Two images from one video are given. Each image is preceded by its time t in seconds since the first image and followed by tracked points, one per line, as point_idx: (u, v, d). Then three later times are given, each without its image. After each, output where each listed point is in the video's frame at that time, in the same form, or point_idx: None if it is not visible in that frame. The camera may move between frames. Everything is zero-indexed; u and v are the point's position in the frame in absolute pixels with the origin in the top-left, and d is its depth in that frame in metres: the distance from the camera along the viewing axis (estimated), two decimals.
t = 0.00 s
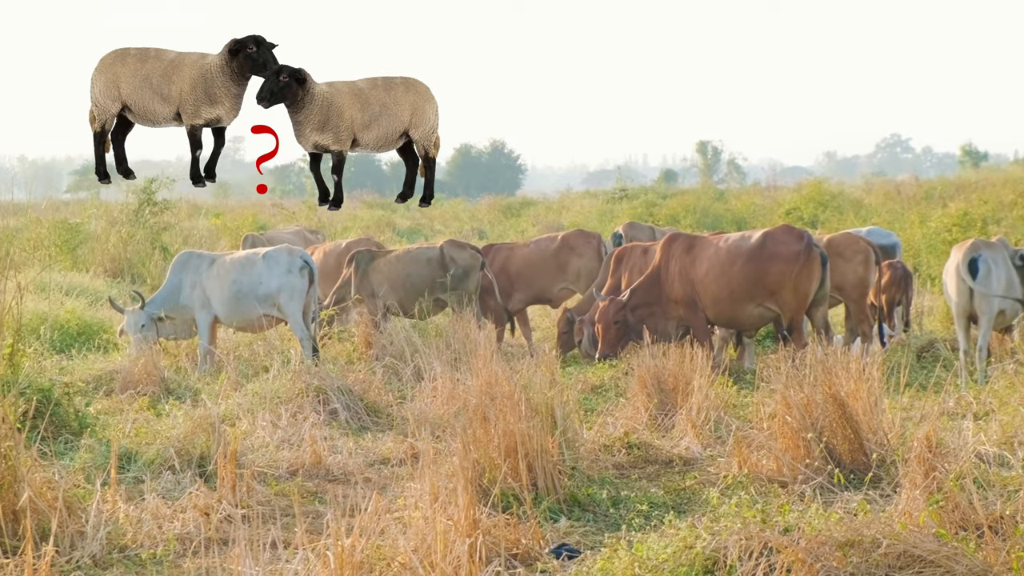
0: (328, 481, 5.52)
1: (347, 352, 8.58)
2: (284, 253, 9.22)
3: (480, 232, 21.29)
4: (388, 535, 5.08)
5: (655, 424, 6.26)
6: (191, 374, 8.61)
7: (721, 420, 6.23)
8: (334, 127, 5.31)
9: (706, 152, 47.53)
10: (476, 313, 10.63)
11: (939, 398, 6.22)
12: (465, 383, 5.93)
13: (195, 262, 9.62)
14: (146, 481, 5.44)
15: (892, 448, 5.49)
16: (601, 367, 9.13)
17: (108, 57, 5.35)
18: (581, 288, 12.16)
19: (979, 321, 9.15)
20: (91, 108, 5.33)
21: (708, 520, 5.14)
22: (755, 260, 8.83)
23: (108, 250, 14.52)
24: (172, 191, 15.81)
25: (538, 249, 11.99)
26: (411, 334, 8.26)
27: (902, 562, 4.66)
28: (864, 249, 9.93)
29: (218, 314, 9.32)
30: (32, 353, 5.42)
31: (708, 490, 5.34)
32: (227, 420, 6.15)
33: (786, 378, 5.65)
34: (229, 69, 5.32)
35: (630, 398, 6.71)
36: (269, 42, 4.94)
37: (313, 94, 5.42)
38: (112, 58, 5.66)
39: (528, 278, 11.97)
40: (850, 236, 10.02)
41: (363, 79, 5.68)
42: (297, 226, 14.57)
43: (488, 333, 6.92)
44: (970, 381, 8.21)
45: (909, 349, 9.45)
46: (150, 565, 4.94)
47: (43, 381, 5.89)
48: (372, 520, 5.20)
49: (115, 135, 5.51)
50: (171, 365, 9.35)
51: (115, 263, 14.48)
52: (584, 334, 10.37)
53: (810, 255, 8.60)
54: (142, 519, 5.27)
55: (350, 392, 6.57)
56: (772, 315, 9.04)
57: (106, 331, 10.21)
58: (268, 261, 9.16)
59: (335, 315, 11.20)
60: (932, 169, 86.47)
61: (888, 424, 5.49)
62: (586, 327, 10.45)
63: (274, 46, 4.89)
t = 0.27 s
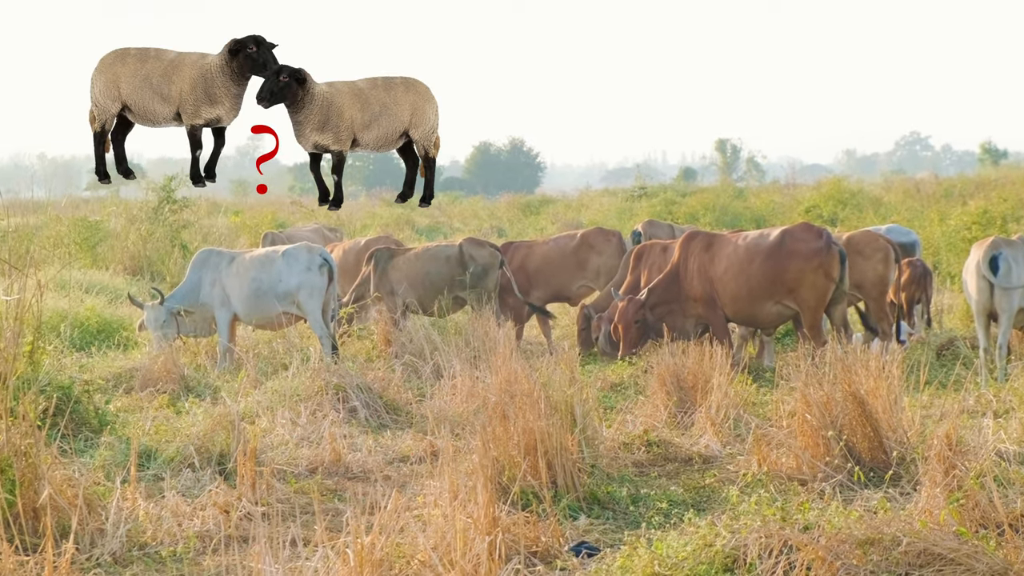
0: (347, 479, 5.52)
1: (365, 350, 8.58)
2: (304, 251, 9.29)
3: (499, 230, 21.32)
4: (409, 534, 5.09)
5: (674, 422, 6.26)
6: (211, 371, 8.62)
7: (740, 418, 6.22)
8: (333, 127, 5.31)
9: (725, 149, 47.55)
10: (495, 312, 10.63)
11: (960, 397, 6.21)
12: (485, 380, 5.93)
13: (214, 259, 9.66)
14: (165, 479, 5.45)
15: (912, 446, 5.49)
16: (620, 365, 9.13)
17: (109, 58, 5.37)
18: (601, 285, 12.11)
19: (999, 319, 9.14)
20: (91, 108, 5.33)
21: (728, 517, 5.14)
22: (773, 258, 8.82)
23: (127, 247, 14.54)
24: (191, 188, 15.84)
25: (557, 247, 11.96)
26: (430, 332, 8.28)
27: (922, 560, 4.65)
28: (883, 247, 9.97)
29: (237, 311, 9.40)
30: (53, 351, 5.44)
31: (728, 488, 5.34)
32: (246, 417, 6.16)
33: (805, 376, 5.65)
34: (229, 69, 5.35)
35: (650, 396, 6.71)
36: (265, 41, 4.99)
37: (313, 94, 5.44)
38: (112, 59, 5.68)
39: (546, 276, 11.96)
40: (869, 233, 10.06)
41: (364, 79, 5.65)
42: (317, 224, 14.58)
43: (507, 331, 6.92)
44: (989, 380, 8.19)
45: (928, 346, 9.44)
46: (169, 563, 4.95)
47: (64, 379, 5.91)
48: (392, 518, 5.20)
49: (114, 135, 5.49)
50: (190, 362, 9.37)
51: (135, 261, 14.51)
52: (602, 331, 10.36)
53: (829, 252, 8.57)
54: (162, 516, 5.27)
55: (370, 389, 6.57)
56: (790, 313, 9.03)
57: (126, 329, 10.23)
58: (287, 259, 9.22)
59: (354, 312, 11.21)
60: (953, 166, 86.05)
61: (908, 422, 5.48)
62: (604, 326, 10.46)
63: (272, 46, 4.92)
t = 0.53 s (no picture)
0: (366, 477, 5.52)
1: (383, 348, 8.61)
2: (322, 248, 9.29)
3: (518, 228, 21.34)
4: (429, 532, 5.10)
5: (692, 420, 6.26)
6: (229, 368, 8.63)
7: (759, 415, 6.22)
8: (334, 128, 5.34)
9: (745, 147, 47.52)
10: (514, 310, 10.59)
11: (980, 394, 6.20)
12: (503, 377, 5.93)
13: (234, 256, 9.69)
14: (183, 476, 5.45)
15: (930, 443, 5.48)
16: (638, 362, 9.14)
17: (108, 58, 5.40)
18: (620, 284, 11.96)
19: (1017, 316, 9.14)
20: (91, 109, 5.39)
21: (747, 515, 5.15)
22: (791, 255, 8.82)
23: (146, 245, 14.57)
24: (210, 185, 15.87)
25: (575, 244, 11.87)
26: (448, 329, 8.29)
27: (941, 557, 4.65)
28: (902, 244, 10.27)
29: (255, 308, 9.42)
30: (71, 348, 5.45)
31: (746, 485, 5.34)
32: (265, 415, 6.17)
33: (824, 373, 5.65)
34: (229, 68, 5.37)
35: (668, 394, 6.71)
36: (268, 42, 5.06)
37: (313, 94, 5.47)
38: (112, 59, 5.72)
39: (564, 273, 11.88)
40: (888, 232, 10.39)
41: (363, 79, 5.69)
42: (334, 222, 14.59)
43: (527, 328, 6.92)
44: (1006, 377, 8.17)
45: (945, 344, 9.43)
46: (189, 560, 4.96)
47: (82, 376, 5.93)
48: (410, 515, 5.21)
49: (114, 135, 5.54)
50: (210, 359, 9.42)
51: (153, 259, 14.52)
52: (620, 329, 10.36)
53: (846, 249, 8.61)
54: (181, 513, 5.28)
55: (388, 386, 6.57)
56: (808, 310, 9.04)
57: (144, 326, 10.22)
58: (306, 256, 9.23)
59: (372, 309, 11.22)
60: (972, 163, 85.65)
61: (926, 420, 5.48)
62: (621, 323, 10.44)
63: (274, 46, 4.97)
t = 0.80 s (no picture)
0: (383, 474, 5.53)
1: (400, 346, 8.62)
2: (340, 246, 9.34)
3: (534, 225, 21.37)
4: (447, 529, 5.10)
5: (709, 417, 6.26)
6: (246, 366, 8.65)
7: (776, 413, 6.22)
8: (334, 127, 5.35)
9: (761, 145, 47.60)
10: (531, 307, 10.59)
11: (1000, 391, 6.19)
12: (520, 375, 5.95)
13: (250, 254, 9.68)
14: (201, 474, 5.46)
15: (948, 441, 5.48)
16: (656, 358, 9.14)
17: (109, 58, 5.46)
18: (636, 281, 11.95)
19: None
20: (92, 108, 5.44)
21: (764, 513, 5.14)
22: (807, 252, 8.81)
23: (163, 243, 14.61)
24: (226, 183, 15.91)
25: (592, 241, 11.84)
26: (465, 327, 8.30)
27: (959, 555, 4.64)
28: (920, 241, 10.25)
29: (273, 306, 9.43)
30: (88, 346, 5.46)
31: (764, 483, 5.34)
32: (282, 412, 6.18)
33: (841, 370, 5.66)
34: (229, 68, 5.44)
35: (685, 391, 6.71)
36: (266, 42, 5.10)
37: (313, 94, 5.47)
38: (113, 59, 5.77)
39: (581, 270, 11.83)
40: (905, 229, 10.35)
41: (364, 78, 5.67)
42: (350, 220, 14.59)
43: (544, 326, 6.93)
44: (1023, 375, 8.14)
45: (961, 341, 9.40)
46: (206, 557, 4.97)
47: (100, 373, 5.95)
48: (427, 513, 5.21)
49: (114, 135, 5.60)
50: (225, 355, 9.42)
51: (170, 257, 14.54)
52: (635, 327, 10.40)
53: (863, 247, 8.57)
54: (198, 511, 5.29)
55: (405, 383, 6.58)
56: (825, 308, 9.01)
57: (161, 324, 10.19)
58: (323, 254, 9.26)
59: (390, 307, 11.25)
60: (986, 161, 85.20)
61: (944, 417, 5.48)
62: (637, 321, 10.49)
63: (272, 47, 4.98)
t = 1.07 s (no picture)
0: (399, 471, 5.53)
1: (416, 342, 8.65)
2: (356, 242, 9.33)
3: (550, 221, 21.38)
4: (463, 526, 5.11)
5: (725, 414, 6.26)
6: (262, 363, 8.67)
7: (792, 410, 6.22)
8: (334, 127, 5.44)
9: (776, 142, 47.59)
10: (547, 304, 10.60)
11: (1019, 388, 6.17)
12: (535, 372, 5.96)
13: (266, 251, 9.68)
14: (217, 470, 5.47)
15: (963, 438, 5.48)
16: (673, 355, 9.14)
17: (109, 59, 5.50)
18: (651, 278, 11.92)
19: None
20: (92, 109, 5.49)
21: (781, 510, 5.14)
22: (822, 249, 8.82)
23: (179, 240, 14.64)
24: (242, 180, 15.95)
25: (607, 238, 11.82)
26: (480, 324, 8.32)
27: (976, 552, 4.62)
28: (936, 238, 10.07)
29: (288, 303, 9.44)
30: (105, 343, 5.44)
31: (780, 480, 5.33)
32: (298, 409, 6.19)
33: (857, 367, 5.66)
34: (228, 68, 5.44)
35: (701, 388, 6.72)
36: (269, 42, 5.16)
37: (313, 94, 5.58)
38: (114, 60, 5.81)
39: (597, 267, 11.80)
40: (921, 225, 10.17)
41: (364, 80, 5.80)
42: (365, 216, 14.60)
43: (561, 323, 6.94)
44: None
45: (975, 339, 9.37)
46: (222, 554, 4.97)
47: (116, 370, 5.97)
48: (443, 510, 5.21)
49: (116, 135, 5.63)
50: (242, 352, 9.44)
51: (186, 254, 14.56)
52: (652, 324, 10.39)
53: (879, 242, 8.57)
54: (214, 508, 5.30)
55: (421, 380, 6.59)
56: (841, 304, 9.02)
57: (177, 321, 10.19)
58: (340, 251, 9.27)
59: (407, 303, 11.27)
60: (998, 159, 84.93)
61: (959, 414, 5.49)
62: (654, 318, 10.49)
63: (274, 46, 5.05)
